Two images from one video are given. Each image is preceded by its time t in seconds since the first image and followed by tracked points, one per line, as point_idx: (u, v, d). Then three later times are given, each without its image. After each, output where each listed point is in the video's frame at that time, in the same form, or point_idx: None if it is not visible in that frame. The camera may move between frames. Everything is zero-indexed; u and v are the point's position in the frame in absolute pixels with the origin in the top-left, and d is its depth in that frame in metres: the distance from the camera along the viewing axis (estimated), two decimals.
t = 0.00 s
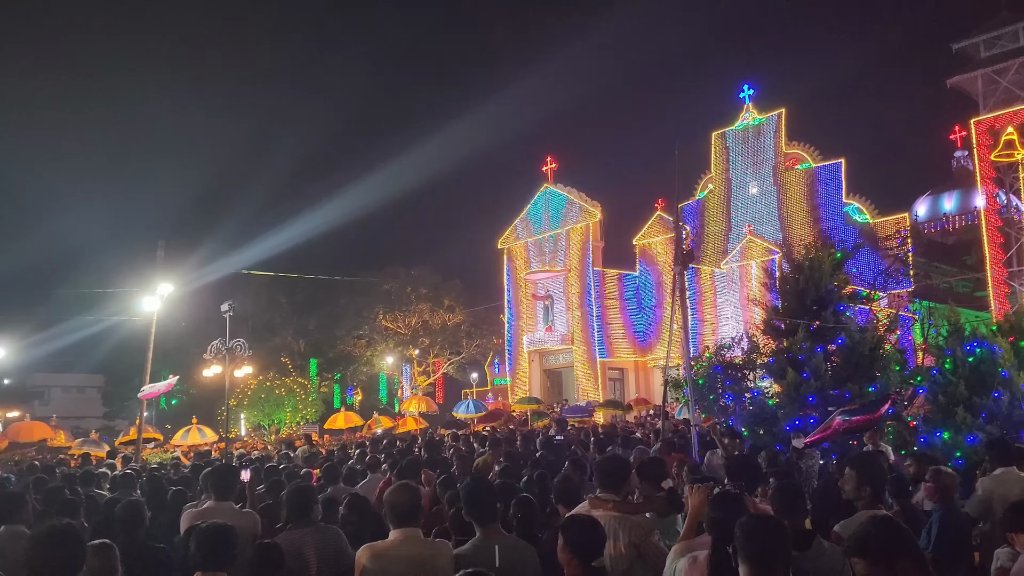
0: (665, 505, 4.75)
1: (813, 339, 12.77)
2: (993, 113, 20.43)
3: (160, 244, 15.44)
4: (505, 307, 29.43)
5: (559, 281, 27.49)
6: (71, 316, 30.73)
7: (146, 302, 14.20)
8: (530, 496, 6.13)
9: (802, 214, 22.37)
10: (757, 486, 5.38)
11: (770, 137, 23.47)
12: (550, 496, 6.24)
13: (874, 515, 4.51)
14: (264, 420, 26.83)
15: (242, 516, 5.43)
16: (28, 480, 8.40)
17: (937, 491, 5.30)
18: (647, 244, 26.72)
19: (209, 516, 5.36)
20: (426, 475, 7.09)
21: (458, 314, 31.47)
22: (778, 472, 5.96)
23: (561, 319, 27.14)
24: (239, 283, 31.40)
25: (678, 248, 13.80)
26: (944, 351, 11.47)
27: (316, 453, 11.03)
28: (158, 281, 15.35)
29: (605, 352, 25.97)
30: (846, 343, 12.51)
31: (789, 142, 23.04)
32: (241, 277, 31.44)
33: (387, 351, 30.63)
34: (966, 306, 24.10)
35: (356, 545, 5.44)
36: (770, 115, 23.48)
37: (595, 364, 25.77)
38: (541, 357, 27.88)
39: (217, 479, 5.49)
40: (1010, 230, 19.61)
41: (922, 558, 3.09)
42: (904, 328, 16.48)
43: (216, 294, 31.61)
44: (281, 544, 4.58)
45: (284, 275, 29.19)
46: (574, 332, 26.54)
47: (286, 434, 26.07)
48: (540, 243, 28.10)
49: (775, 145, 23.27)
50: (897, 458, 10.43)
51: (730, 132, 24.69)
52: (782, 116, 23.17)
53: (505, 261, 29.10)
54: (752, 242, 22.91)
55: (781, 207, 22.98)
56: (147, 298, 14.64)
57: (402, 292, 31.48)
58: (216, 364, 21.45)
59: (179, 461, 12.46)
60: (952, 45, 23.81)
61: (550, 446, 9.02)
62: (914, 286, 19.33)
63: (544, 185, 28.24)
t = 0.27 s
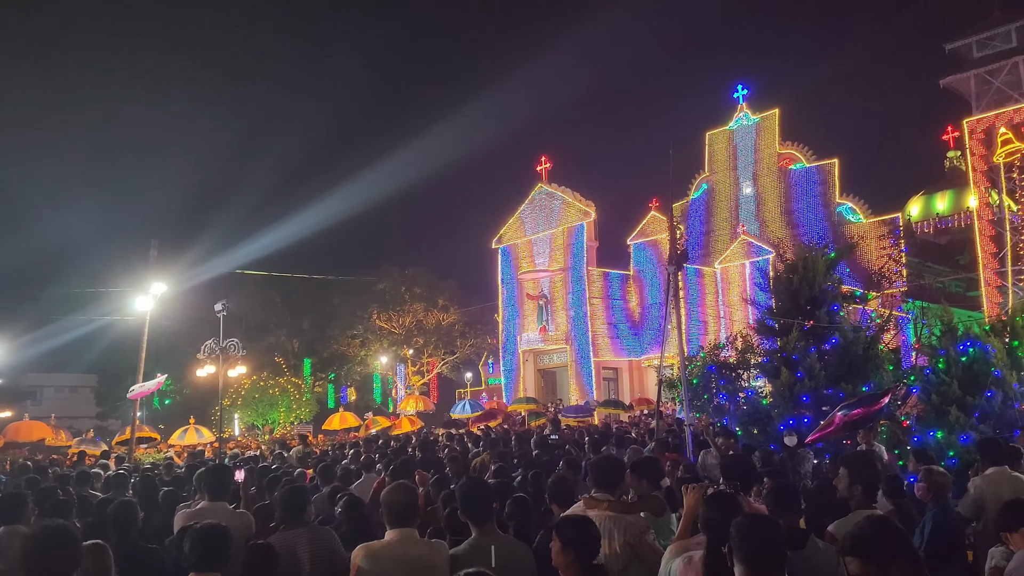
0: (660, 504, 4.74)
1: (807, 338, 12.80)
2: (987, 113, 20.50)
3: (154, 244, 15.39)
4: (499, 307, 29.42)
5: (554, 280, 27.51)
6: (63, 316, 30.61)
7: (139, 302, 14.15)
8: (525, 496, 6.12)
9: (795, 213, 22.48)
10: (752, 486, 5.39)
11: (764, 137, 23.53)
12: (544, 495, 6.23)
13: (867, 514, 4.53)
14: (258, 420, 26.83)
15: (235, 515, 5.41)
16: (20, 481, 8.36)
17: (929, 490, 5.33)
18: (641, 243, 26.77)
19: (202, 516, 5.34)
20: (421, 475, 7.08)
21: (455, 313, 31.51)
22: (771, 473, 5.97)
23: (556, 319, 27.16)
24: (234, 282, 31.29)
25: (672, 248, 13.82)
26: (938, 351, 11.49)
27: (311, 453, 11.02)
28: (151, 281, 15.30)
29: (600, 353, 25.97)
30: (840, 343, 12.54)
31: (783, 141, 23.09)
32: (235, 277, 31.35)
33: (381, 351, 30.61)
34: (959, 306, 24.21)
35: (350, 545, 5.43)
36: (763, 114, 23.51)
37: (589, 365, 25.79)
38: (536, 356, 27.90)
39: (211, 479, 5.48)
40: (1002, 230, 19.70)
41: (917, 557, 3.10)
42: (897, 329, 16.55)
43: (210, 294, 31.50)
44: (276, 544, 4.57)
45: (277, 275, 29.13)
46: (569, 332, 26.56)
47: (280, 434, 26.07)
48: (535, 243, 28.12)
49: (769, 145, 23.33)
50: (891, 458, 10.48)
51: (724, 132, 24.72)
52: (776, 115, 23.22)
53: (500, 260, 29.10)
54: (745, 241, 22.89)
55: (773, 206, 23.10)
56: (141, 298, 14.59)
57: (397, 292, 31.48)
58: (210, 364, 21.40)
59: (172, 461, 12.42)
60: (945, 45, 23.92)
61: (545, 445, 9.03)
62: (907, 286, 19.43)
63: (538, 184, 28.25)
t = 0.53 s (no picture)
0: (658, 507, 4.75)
1: (803, 341, 12.82)
2: (980, 116, 20.65)
3: (149, 246, 15.36)
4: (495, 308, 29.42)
5: (550, 282, 27.53)
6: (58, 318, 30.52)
7: (135, 304, 14.12)
8: (522, 498, 6.12)
9: (790, 215, 22.55)
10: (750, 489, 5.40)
11: (759, 139, 23.60)
12: (541, 496, 6.23)
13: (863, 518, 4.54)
14: (253, 422, 26.82)
15: (231, 519, 5.40)
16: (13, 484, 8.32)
17: (926, 494, 5.34)
18: (637, 246, 26.82)
19: (198, 520, 5.33)
20: (418, 478, 7.06)
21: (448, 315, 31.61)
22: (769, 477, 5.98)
23: (551, 321, 27.18)
24: (229, 284, 31.20)
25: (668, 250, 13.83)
26: (932, 353, 11.53)
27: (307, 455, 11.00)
28: (147, 283, 15.25)
29: (595, 355, 26.00)
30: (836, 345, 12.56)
31: (779, 144, 23.13)
32: (230, 278, 31.29)
33: (376, 353, 30.59)
34: (954, 308, 24.28)
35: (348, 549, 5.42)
36: (759, 116, 23.58)
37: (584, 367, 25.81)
38: (532, 358, 27.92)
39: (207, 482, 5.47)
40: (996, 231, 19.79)
41: (911, 560, 3.10)
42: (893, 332, 16.60)
43: (205, 295, 31.42)
44: (272, 547, 4.56)
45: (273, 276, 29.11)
46: (564, 334, 26.58)
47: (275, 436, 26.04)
48: (531, 244, 28.13)
49: (765, 147, 23.41)
50: (886, 460, 10.54)
51: (720, 134, 24.78)
52: (772, 118, 23.28)
53: (496, 262, 29.11)
54: (741, 243, 22.87)
55: (768, 209, 23.19)
56: (136, 301, 14.55)
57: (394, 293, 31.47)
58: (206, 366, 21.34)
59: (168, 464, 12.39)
60: (939, 48, 24.03)
61: (542, 447, 9.03)
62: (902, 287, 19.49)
63: (534, 186, 28.28)
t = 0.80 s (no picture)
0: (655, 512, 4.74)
1: (800, 343, 12.83)
2: (974, 119, 20.79)
3: (145, 249, 15.33)
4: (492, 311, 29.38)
5: (547, 285, 27.54)
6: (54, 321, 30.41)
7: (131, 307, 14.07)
8: (520, 502, 6.11)
9: (787, 218, 22.58)
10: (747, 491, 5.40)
11: (756, 142, 23.64)
12: (538, 501, 6.22)
13: (861, 522, 4.54)
14: (250, 426, 26.78)
15: (230, 525, 5.39)
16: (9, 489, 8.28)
17: (922, 497, 5.35)
18: (634, 249, 26.88)
19: (196, 526, 5.30)
20: (417, 481, 7.03)
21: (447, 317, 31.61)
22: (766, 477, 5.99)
23: (548, 323, 27.19)
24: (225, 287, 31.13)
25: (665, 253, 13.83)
26: (929, 356, 11.56)
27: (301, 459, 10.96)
28: (143, 286, 15.21)
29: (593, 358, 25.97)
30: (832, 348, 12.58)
31: (775, 146, 23.18)
32: (227, 282, 31.23)
33: (373, 356, 30.56)
34: (950, 310, 24.36)
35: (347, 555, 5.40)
36: (756, 119, 23.62)
37: (582, 370, 25.74)
38: (528, 361, 27.93)
39: (206, 488, 5.46)
40: (991, 233, 19.87)
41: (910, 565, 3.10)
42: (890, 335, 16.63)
43: (202, 299, 31.36)
44: (270, 552, 4.54)
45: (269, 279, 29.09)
46: (561, 336, 26.59)
47: (272, 439, 26.02)
48: (528, 247, 28.14)
49: (761, 150, 23.45)
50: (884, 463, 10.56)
51: (716, 137, 24.82)
52: (768, 120, 23.33)
53: (493, 265, 29.12)
54: (739, 245, 22.85)
55: (770, 210, 23.12)
56: (133, 304, 14.51)
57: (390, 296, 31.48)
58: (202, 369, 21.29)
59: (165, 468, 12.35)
60: (934, 51, 24.14)
61: (539, 449, 8.99)
62: (898, 291, 19.63)
63: (530, 189, 28.31)
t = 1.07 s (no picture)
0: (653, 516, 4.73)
1: (797, 346, 12.85)
2: (970, 122, 20.87)
3: (141, 253, 15.30)
4: (489, 314, 29.36)
5: (544, 288, 27.54)
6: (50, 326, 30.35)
7: (127, 312, 14.05)
8: (517, 506, 6.10)
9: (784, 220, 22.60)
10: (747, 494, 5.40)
11: (752, 144, 23.71)
12: (536, 505, 6.21)
13: (858, 525, 4.55)
14: (247, 430, 26.79)
15: (227, 531, 5.38)
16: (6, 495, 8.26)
17: (919, 500, 5.36)
18: (631, 252, 26.90)
19: (192, 531, 5.28)
20: (415, 484, 7.01)
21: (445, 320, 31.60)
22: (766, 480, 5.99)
23: (545, 326, 27.20)
24: (221, 291, 31.06)
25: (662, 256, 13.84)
26: (926, 358, 11.59)
27: (299, 464, 10.94)
28: (140, 291, 15.17)
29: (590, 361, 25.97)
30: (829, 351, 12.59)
31: (771, 149, 23.22)
32: (223, 285, 31.17)
33: (370, 359, 30.54)
34: (946, 312, 24.43)
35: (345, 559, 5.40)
36: (752, 122, 23.67)
37: (579, 373, 25.76)
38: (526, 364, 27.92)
39: (202, 494, 5.43)
40: (987, 235, 19.93)
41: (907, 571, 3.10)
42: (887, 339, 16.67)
43: (199, 303, 31.30)
44: (268, 558, 4.53)
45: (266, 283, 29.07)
46: (559, 339, 26.58)
47: (269, 443, 26.00)
48: (526, 250, 28.16)
49: (757, 153, 23.52)
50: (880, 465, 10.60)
51: (713, 139, 24.87)
52: (764, 123, 23.39)
53: (489, 268, 29.12)
54: (735, 248, 22.88)
55: (766, 212, 23.16)
56: (129, 309, 14.48)
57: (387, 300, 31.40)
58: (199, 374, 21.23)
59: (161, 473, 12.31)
60: (930, 54, 24.21)
61: (537, 454, 8.98)
62: (895, 294, 19.71)
63: (527, 192, 28.33)
